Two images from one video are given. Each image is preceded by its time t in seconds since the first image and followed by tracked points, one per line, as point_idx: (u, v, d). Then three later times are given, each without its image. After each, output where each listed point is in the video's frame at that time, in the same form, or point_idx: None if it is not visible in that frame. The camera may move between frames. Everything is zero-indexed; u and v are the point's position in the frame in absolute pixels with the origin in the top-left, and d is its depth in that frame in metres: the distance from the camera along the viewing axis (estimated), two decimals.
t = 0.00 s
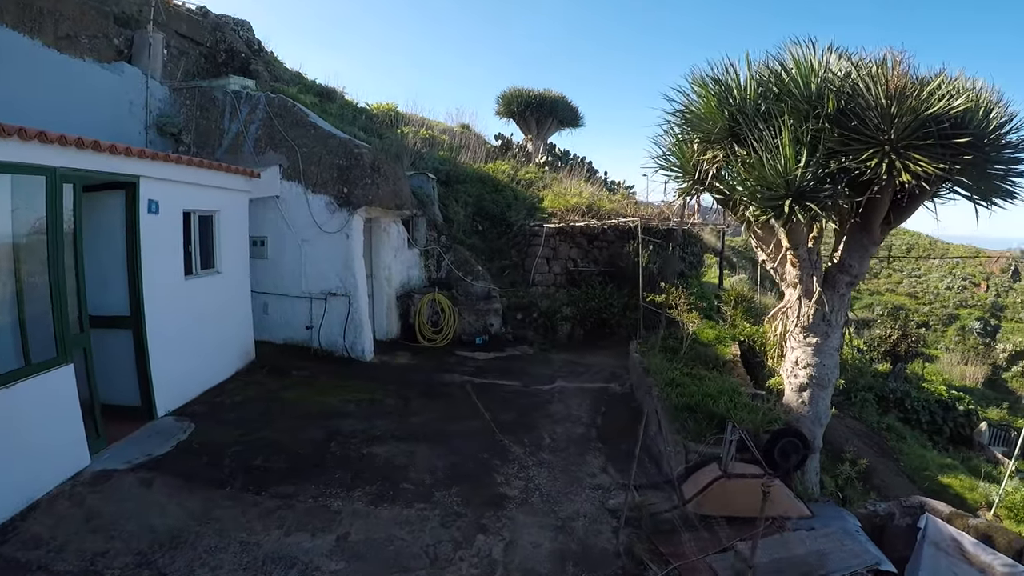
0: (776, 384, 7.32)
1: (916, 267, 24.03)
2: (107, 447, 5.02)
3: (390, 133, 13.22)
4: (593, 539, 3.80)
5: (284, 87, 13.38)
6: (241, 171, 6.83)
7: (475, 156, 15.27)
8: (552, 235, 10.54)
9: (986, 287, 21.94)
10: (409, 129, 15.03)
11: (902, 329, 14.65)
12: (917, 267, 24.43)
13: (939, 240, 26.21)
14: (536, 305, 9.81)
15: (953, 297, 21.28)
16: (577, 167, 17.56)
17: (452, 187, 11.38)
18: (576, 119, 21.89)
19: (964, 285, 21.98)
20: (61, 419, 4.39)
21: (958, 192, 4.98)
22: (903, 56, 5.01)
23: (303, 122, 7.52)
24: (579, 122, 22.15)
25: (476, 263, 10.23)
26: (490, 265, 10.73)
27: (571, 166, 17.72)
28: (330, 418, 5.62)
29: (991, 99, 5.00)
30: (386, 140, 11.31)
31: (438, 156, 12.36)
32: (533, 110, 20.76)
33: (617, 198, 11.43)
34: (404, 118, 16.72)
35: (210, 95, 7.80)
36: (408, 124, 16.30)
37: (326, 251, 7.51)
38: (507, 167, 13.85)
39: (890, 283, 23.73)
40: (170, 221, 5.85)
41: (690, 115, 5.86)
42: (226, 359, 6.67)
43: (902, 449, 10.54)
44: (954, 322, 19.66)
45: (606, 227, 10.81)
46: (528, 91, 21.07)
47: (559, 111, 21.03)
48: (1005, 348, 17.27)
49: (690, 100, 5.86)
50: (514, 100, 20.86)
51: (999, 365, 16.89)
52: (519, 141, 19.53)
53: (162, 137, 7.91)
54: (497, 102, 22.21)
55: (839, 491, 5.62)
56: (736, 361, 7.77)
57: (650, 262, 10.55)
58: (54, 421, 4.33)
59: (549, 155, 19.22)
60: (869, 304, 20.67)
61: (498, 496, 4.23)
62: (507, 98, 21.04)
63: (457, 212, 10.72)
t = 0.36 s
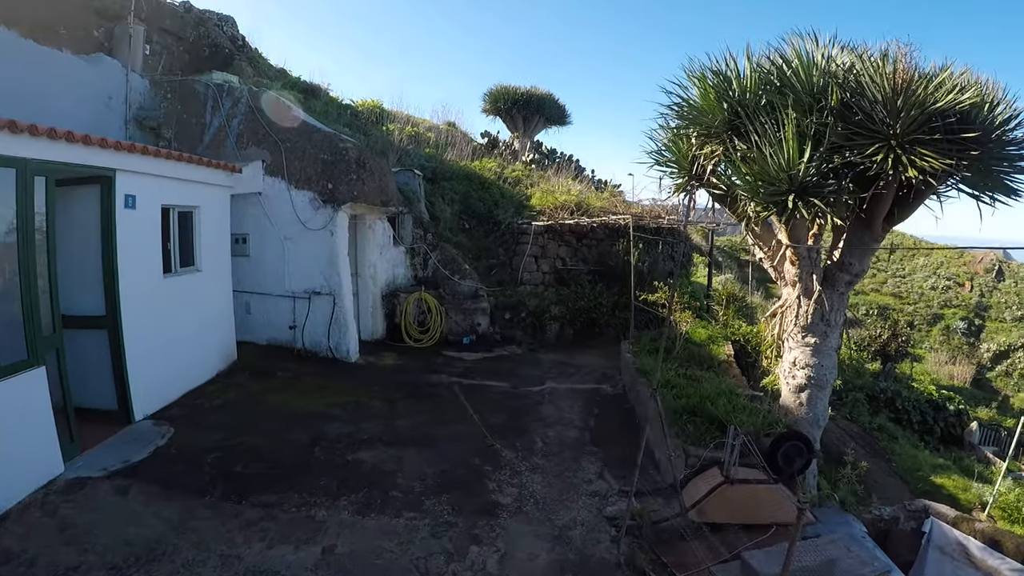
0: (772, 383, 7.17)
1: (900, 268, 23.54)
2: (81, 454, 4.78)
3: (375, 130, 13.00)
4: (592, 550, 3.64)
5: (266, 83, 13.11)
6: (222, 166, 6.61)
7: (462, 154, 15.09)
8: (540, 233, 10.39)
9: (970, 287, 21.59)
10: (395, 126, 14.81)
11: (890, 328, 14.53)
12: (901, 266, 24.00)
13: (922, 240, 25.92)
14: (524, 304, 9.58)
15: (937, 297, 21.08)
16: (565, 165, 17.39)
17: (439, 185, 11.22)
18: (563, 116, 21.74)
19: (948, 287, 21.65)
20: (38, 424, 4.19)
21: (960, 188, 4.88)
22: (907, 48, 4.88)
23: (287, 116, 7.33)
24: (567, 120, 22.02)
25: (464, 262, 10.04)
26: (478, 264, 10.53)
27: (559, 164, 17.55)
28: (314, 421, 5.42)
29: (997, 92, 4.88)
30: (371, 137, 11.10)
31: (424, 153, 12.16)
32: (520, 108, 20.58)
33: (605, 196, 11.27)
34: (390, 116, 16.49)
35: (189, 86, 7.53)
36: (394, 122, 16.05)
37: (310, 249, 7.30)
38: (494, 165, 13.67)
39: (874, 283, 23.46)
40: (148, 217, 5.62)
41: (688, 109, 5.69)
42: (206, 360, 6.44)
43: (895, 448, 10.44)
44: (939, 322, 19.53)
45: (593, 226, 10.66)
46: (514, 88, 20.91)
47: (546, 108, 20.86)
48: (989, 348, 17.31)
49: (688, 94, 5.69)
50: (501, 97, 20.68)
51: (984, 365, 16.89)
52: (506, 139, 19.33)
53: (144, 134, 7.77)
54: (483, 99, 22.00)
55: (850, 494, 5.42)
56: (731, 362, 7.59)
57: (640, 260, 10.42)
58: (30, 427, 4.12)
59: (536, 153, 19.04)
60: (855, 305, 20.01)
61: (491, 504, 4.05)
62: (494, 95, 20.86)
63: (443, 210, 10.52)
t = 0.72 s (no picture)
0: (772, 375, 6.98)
1: (895, 264, 23.04)
2: (59, 450, 4.57)
3: (366, 125, 12.83)
4: (589, 548, 3.47)
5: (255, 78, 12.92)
6: (208, 156, 6.43)
7: (453, 150, 14.92)
8: (533, 227, 10.20)
9: (964, 283, 21.17)
10: (386, 122, 14.63)
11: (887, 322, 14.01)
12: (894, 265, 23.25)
13: (917, 235, 25.36)
14: (517, 298, 9.47)
15: (931, 293, 20.48)
16: (558, 160, 17.21)
17: (430, 179, 11.05)
18: (556, 113, 21.58)
19: (942, 283, 21.08)
20: (11, 418, 3.98)
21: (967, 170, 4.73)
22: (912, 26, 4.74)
23: (274, 106, 7.15)
24: (560, 116, 21.86)
25: (456, 256, 9.87)
26: (469, 259, 10.35)
27: (553, 159, 17.38)
28: (300, 416, 5.23)
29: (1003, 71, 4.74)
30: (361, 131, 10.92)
31: (416, 148, 11.99)
32: (512, 103, 20.40)
33: (598, 190, 11.10)
34: (381, 112, 16.31)
35: (177, 79, 7.37)
36: (385, 118, 15.88)
37: (298, 241, 7.12)
38: (487, 160, 13.49)
39: (867, 279, 22.48)
40: (131, 206, 5.44)
41: (685, 92, 5.52)
42: (192, 355, 6.25)
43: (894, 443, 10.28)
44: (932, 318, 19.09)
45: (586, 220, 10.50)
46: (507, 84, 20.76)
47: (538, 104, 20.69)
48: (983, 344, 17.16)
49: (685, 77, 5.52)
50: (493, 92, 20.52)
51: (979, 360, 16.74)
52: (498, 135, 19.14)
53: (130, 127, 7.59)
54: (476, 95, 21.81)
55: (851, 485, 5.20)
56: (729, 355, 7.42)
57: (634, 254, 10.26)
58: (2, 422, 3.91)
59: (529, 149, 18.86)
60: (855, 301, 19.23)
61: (483, 500, 3.87)
62: (486, 91, 20.69)
63: (435, 204, 10.36)
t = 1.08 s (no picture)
0: (776, 374, 6.72)
1: (893, 263, 22.77)
2: (34, 450, 4.34)
3: (359, 121, 12.60)
4: (587, 560, 3.25)
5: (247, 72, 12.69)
6: (193, 148, 6.21)
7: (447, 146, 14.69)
8: (529, 222, 9.98)
9: (963, 282, 20.83)
10: (380, 118, 14.41)
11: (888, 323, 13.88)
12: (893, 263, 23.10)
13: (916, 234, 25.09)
14: (512, 295, 9.27)
15: (929, 293, 20.18)
16: (556, 156, 16.97)
17: (424, 175, 10.85)
18: (553, 109, 21.34)
19: (940, 282, 20.81)
20: None
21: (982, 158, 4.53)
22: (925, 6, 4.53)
23: (263, 97, 6.93)
24: (556, 112, 21.62)
25: (450, 253, 9.65)
26: (464, 255, 10.14)
27: (550, 155, 17.14)
28: (285, 416, 5.01)
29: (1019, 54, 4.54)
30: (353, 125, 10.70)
31: (410, 144, 11.76)
32: (507, 99, 20.16)
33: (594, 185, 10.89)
34: (376, 108, 16.08)
35: (165, 72, 7.14)
36: (380, 115, 15.65)
37: (286, 236, 6.91)
38: (482, 156, 13.27)
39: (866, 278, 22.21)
40: (113, 198, 5.21)
41: (687, 77, 5.30)
42: (176, 353, 6.03)
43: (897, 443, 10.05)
44: (931, 318, 18.84)
45: (583, 215, 10.29)
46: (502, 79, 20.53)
47: (535, 99, 20.45)
48: (981, 343, 16.92)
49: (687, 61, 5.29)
50: (488, 88, 20.29)
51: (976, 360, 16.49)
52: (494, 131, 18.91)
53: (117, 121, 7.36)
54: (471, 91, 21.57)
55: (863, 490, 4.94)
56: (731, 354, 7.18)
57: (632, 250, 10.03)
58: None
59: (525, 145, 18.62)
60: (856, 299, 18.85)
61: (474, 507, 3.65)
62: (482, 86, 20.44)
63: (428, 200, 10.15)
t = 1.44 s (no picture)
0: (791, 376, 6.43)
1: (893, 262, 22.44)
2: (13, 457, 4.07)
3: (357, 116, 12.34)
4: None
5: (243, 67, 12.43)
6: (183, 140, 5.93)
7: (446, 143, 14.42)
8: (531, 219, 9.69)
9: (962, 281, 20.37)
10: (378, 114, 14.14)
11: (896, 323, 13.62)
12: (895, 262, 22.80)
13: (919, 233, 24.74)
14: (514, 293, 8.97)
15: (928, 292, 19.70)
16: (557, 153, 16.70)
17: (423, 171, 10.59)
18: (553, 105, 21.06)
19: (941, 281, 20.37)
20: None
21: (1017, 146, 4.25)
22: None
23: (257, 88, 6.66)
24: (557, 109, 21.35)
25: (450, 250, 9.38)
26: (464, 253, 9.87)
27: (552, 152, 16.85)
28: (277, 421, 4.74)
29: None
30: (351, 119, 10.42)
31: (408, 139, 11.49)
32: (507, 95, 19.90)
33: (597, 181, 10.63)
34: (374, 104, 15.82)
35: (156, 64, 6.88)
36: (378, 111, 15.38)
37: (280, 232, 6.64)
38: (482, 153, 13.00)
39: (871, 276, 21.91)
40: (98, 192, 4.95)
41: (702, 63, 5.03)
42: (166, 354, 5.77)
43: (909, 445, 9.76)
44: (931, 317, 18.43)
45: (586, 211, 10.01)
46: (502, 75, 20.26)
47: (534, 95, 20.17)
48: (982, 343, 16.62)
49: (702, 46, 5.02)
50: (488, 84, 20.04)
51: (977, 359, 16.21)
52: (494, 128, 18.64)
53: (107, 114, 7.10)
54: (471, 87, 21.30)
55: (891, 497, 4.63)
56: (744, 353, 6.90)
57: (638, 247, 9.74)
58: None
59: (525, 141, 18.35)
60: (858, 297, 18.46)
61: (477, 522, 3.39)
62: (482, 82, 20.19)
63: (427, 196, 9.89)
